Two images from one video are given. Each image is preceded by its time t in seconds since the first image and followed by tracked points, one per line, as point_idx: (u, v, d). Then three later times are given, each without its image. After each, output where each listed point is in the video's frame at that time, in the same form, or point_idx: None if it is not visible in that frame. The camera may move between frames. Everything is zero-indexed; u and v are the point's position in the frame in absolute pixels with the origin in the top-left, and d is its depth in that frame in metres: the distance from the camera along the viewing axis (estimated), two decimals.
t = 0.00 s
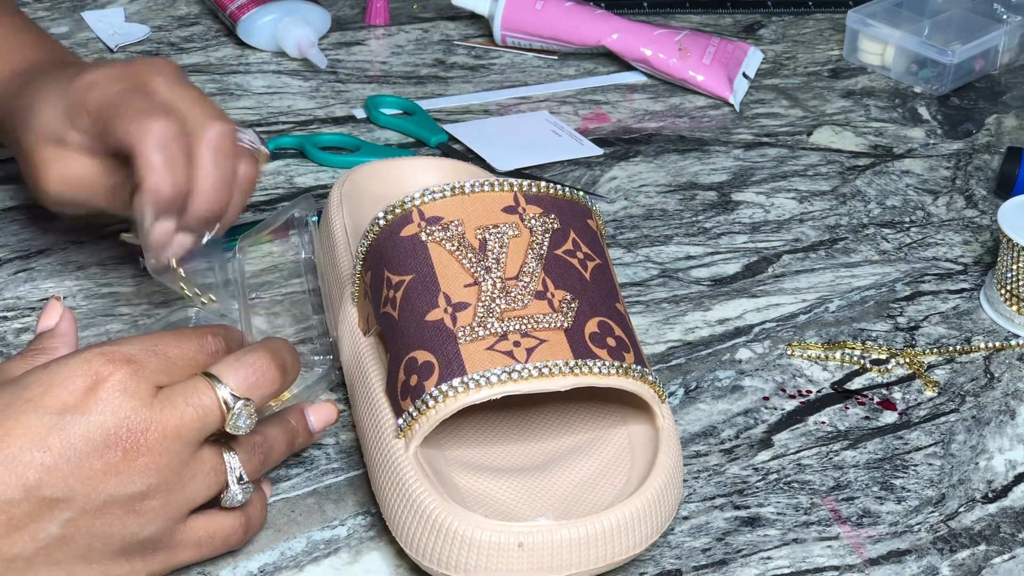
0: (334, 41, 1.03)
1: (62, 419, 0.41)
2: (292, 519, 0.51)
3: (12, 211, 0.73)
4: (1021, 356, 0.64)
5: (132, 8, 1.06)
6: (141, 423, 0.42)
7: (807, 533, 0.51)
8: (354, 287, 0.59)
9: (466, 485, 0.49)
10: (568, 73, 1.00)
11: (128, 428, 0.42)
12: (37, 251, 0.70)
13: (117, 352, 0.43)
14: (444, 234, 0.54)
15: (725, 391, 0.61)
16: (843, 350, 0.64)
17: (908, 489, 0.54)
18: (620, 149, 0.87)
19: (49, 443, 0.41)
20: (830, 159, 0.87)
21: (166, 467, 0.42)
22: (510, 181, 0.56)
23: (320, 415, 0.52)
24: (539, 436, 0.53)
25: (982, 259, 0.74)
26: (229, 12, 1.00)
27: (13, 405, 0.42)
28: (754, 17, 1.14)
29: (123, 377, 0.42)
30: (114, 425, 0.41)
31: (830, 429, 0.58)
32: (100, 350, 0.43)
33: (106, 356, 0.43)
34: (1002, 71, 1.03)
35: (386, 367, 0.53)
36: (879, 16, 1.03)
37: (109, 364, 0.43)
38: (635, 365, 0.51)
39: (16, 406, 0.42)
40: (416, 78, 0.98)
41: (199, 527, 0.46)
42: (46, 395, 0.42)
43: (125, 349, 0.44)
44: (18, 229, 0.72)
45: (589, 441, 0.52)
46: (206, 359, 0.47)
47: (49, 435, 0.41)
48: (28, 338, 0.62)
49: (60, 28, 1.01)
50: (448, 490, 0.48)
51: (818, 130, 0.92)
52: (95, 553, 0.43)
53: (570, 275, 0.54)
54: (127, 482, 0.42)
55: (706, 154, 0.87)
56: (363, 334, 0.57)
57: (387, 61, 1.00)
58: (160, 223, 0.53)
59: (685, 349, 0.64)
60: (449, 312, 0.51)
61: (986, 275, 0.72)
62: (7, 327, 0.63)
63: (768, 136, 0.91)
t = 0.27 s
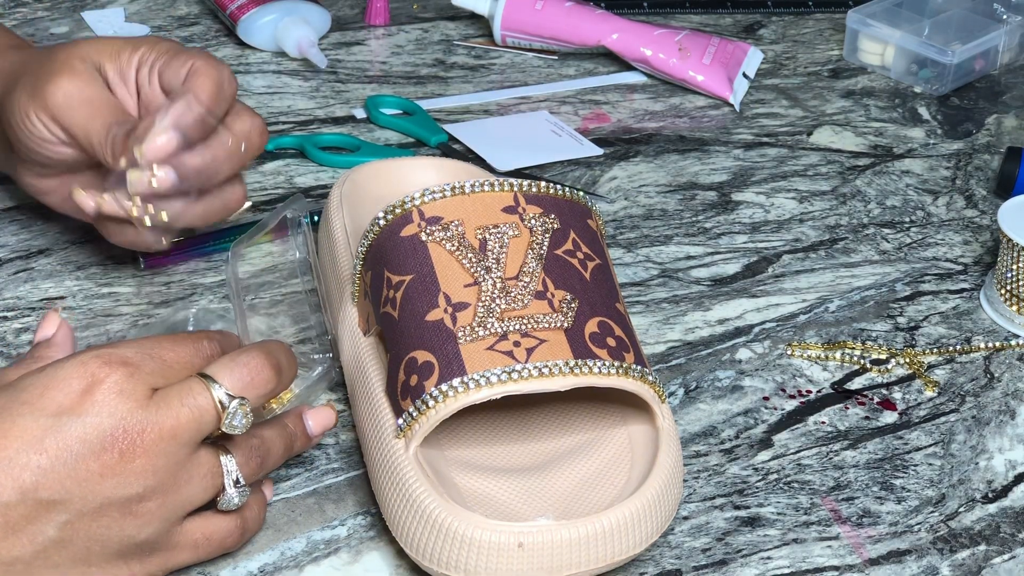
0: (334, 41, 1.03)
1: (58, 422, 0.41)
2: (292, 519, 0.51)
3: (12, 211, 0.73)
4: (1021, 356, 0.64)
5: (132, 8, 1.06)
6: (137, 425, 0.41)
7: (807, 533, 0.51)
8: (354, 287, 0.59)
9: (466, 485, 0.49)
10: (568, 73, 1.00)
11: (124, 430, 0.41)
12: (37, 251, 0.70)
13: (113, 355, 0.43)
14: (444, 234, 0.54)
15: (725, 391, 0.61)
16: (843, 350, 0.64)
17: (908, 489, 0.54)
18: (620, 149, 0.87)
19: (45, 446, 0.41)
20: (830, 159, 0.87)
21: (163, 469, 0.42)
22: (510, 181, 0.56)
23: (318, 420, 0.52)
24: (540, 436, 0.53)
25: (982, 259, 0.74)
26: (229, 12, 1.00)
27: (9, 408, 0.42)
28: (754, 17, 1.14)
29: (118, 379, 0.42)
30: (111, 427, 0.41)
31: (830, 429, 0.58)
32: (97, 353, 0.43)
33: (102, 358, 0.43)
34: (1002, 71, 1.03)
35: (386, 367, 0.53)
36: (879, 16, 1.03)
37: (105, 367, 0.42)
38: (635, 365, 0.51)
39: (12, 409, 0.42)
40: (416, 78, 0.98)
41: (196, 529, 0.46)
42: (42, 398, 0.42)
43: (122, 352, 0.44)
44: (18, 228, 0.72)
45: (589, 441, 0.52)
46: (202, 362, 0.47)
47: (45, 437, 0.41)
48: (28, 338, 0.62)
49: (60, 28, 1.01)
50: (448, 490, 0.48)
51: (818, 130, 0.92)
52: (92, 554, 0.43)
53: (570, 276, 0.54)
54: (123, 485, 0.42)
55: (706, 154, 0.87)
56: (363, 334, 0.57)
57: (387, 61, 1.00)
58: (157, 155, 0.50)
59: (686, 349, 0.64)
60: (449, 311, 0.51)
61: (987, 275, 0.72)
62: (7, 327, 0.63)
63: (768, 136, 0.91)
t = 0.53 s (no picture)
0: (334, 41, 1.03)
1: (26, 444, 0.37)
2: (292, 519, 0.51)
3: (12, 211, 0.73)
4: (1021, 356, 0.64)
5: (132, 8, 1.06)
6: (112, 448, 0.38)
7: (807, 533, 0.51)
8: (354, 287, 0.59)
9: (466, 485, 0.49)
10: (568, 73, 1.00)
11: (100, 453, 0.38)
12: (37, 251, 0.70)
13: (83, 372, 0.40)
14: (444, 234, 0.54)
15: (725, 391, 0.61)
16: (843, 350, 0.64)
17: (908, 489, 0.54)
18: (620, 149, 0.87)
19: (11, 470, 0.37)
20: (830, 159, 0.87)
21: (140, 491, 0.40)
22: (510, 181, 0.56)
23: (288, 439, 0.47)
24: (540, 436, 0.53)
25: (982, 259, 0.74)
26: (229, 12, 1.00)
27: None
28: (754, 17, 1.14)
29: (92, 399, 0.39)
30: (86, 450, 0.38)
31: (830, 429, 0.58)
32: (66, 371, 0.40)
33: (73, 376, 0.39)
34: (1002, 71, 1.03)
35: (386, 367, 0.53)
36: (879, 16, 1.03)
37: (77, 386, 0.39)
38: (635, 365, 0.51)
39: None
40: (416, 78, 0.98)
41: (167, 546, 0.44)
42: (9, 416, 0.38)
43: (93, 369, 0.40)
44: (18, 228, 0.72)
45: (589, 441, 0.52)
46: (178, 381, 0.43)
47: (11, 460, 0.37)
48: (28, 338, 0.62)
49: (60, 28, 1.01)
50: (448, 490, 0.48)
51: (818, 130, 0.92)
52: None
53: (570, 275, 0.54)
54: (96, 509, 0.39)
55: (706, 154, 0.87)
56: (363, 334, 0.57)
57: (387, 61, 1.00)
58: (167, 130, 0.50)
59: (686, 349, 0.64)
60: (449, 311, 0.51)
61: (987, 275, 0.72)
62: (7, 327, 0.63)
63: (768, 136, 0.91)
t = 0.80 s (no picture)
0: (334, 41, 1.03)
1: None
2: (292, 519, 0.51)
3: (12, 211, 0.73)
4: (1021, 356, 0.64)
5: (132, 8, 1.06)
6: (26, 517, 0.37)
7: (807, 533, 0.51)
8: (354, 288, 0.59)
9: (466, 485, 0.49)
10: (568, 73, 1.00)
11: (13, 522, 0.37)
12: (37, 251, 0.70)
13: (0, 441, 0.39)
14: (444, 234, 0.54)
15: (725, 391, 0.61)
16: (843, 350, 0.64)
17: (908, 489, 0.54)
18: (620, 149, 0.87)
19: None
20: (830, 159, 0.87)
21: (60, 561, 0.39)
22: (510, 181, 0.56)
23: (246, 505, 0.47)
24: (540, 436, 0.53)
25: (982, 259, 0.74)
26: (229, 12, 1.00)
27: None
28: (754, 17, 1.14)
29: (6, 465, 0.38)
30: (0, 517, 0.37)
31: (830, 429, 0.58)
32: None
33: None
34: (1002, 71, 1.03)
35: (386, 367, 0.53)
36: (879, 16, 1.03)
37: None
38: (635, 365, 0.51)
39: None
40: (416, 78, 0.98)
41: None
42: None
43: (12, 438, 0.39)
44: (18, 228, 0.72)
45: (589, 441, 0.52)
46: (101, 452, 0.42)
47: None
48: (29, 339, 0.62)
49: (60, 28, 1.01)
50: (448, 490, 0.48)
51: (818, 130, 0.92)
52: None
53: (570, 276, 0.54)
54: None
55: (706, 154, 0.87)
56: (362, 334, 0.57)
57: (387, 61, 1.00)
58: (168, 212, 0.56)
59: (686, 349, 0.64)
60: (449, 311, 0.51)
61: (987, 275, 0.72)
62: (6, 328, 0.63)
63: (768, 136, 0.91)
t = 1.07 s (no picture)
0: (334, 41, 1.03)
1: None
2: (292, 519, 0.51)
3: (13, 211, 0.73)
4: (1021, 356, 0.64)
5: (132, 8, 1.06)
6: None
7: (807, 533, 0.51)
8: (354, 287, 0.58)
9: (466, 485, 0.49)
10: (567, 73, 1.00)
11: None
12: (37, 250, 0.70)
13: None
14: (444, 234, 0.54)
15: (725, 391, 0.61)
16: (843, 350, 0.64)
17: (908, 489, 0.54)
18: (620, 149, 0.87)
19: None
20: (830, 159, 0.87)
21: None
22: (510, 181, 0.56)
23: None
24: (540, 436, 0.53)
25: (982, 260, 0.74)
26: (229, 13, 1.00)
27: None
28: (754, 17, 1.14)
29: None
30: None
31: (830, 429, 0.58)
32: None
33: None
34: (1002, 71, 1.03)
35: (386, 367, 0.53)
36: (879, 16, 1.03)
37: None
38: (635, 365, 0.51)
39: None
40: (416, 78, 0.98)
41: None
42: None
43: None
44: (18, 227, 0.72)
45: (589, 441, 0.52)
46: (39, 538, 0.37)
47: None
48: (28, 338, 0.62)
49: (60, 28, 1.01)
50: (448, 490, 0.48)
51: (818, 130, 0.92)
52: None
53: (570, 275, 0.54)
54: None
55: (706, 154, 0.87)
56: (362, 334, 0.57)
57: (387, 61, 1.00)
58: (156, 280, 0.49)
59: (686, 349, 0.64)
60: (449, 311, 0.51)
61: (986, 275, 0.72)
62: (6, 327, 0.63)
63: (768, 136, 0.91)
